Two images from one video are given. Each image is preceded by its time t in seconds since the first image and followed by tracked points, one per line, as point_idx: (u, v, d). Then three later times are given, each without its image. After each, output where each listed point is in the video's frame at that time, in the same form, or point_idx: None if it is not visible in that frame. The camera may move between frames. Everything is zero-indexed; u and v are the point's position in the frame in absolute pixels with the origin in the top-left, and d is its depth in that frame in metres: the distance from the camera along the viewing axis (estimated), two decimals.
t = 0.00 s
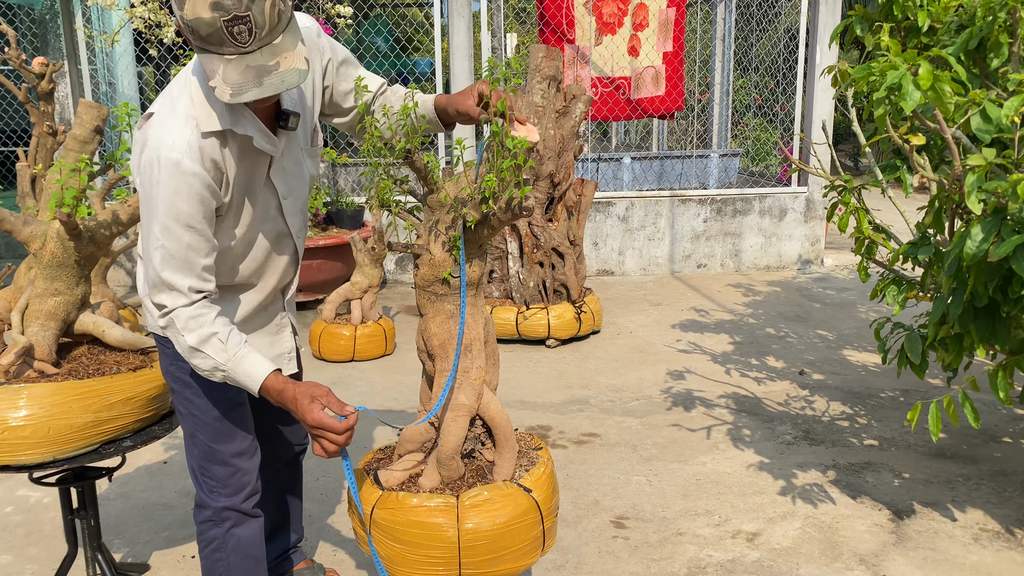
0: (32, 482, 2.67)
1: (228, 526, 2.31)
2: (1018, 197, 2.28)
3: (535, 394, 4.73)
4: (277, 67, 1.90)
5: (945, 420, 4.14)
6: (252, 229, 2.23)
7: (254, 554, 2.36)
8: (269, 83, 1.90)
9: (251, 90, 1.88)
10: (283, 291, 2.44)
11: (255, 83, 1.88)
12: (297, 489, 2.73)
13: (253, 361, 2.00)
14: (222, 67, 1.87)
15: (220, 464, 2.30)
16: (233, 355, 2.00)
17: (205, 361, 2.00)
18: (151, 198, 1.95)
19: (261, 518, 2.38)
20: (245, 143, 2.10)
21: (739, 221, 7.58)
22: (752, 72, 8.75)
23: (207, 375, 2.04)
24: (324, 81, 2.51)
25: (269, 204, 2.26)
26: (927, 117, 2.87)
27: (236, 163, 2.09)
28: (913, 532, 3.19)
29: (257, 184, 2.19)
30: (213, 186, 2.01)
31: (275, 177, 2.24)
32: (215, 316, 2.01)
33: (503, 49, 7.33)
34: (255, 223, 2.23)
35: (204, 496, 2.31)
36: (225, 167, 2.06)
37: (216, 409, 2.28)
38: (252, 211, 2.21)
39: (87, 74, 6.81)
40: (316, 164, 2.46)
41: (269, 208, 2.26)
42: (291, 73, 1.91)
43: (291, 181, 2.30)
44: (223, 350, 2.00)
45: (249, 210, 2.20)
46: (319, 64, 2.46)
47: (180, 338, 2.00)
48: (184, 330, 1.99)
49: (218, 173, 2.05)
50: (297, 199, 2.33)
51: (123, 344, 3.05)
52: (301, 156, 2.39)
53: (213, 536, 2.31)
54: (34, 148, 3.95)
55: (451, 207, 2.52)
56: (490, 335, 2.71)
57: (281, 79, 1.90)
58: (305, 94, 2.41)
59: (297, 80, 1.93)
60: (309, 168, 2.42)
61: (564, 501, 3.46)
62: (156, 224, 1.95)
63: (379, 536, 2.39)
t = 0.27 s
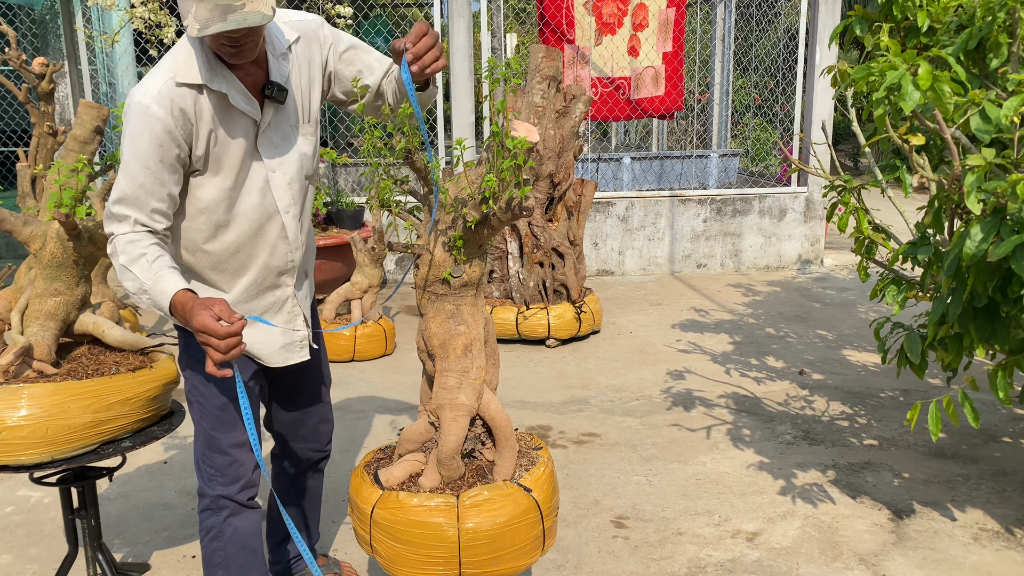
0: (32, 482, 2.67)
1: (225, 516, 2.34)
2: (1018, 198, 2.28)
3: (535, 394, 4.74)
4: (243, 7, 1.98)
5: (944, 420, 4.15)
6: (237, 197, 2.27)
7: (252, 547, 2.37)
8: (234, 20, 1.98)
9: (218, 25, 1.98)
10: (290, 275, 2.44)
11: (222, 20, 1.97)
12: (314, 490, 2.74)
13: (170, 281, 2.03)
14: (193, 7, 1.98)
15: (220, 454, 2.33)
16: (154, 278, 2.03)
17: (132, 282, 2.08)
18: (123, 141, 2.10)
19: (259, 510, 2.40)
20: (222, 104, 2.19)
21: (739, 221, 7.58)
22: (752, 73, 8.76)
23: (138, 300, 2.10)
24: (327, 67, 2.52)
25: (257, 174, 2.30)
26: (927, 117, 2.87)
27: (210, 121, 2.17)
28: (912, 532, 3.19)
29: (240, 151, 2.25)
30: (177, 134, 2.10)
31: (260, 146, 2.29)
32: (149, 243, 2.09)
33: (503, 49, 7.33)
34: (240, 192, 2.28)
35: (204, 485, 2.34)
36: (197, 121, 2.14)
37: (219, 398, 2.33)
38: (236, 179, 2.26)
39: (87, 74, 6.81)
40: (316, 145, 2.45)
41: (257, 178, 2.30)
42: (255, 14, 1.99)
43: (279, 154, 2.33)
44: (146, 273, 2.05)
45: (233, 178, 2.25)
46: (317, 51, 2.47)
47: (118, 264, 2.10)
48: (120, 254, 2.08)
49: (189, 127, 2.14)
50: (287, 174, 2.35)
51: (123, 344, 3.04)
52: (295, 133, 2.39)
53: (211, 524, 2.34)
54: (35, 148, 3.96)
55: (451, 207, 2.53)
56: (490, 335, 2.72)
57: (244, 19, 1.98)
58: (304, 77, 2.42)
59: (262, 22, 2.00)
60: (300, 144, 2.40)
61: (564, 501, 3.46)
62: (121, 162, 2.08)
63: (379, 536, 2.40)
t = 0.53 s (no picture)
0: (32, 482, 2.68)
1: (235, 497, 2.36)
2: (1017, 198, 2.28)
3: (535, 394, 4.74)
4: None
5: (944, 420, 4.15)
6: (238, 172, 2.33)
7: (257, 531, 2.37)
8: (262, 10, 2.09)
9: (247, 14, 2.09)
10: (301, 250, 2.46)
11: (250, 9, 2.08)
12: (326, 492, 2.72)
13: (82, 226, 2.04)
14: None
15: (232, 435, 2.37)
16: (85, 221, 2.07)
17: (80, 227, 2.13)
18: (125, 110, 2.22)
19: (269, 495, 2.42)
20: (222, 81, 2.28)
21: (739, 221, 7.59)
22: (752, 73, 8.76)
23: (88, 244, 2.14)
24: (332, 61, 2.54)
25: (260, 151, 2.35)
26: (926, 117, 2.87)
27: (208, 96, 2.26)
28: (912, 532, 3.20)
29: (240, 128, 2.33)
30: (172, 104, 2.21)
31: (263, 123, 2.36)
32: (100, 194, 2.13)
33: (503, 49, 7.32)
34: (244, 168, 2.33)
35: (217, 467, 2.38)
36: (193, 94, 2.24)
37: (232, 381, 2.38)
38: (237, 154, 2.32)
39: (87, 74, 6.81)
40: (321, 126, 2.46)
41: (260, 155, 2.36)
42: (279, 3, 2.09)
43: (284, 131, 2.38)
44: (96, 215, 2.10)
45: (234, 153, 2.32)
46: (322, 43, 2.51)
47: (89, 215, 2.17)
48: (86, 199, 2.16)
49: (183, 97, 2.23)
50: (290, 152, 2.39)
51: (121, 345, 3.04)
52: (299, 114, 2.42)
53: (221, 504, 2.37)
54: (34, 148, 3.96)
55: (451, 208, 2.53)
56: (490, 335, 2.72)
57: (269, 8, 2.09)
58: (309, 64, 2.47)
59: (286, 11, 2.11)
60: (303, 127, 2.42)
61: (564, 501, 3.46)
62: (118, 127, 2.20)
63: (379, 536, 2.40)
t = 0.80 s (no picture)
0: (33, 482, 2.68)
1: (233, 490, 2.39)
2: (1017, 198, 2.28)
3: (535, 394, 4.74)
4: None
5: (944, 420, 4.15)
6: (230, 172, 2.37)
7: (252, 522, 2.41)
8: (250, 10, 2.11)
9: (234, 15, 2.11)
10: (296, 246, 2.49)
11: (238, 10, 2.10)
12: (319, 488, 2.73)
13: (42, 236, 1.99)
14: None
15: (231, 429, 2.40)
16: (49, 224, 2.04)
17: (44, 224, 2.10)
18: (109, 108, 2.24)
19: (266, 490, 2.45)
20: (211, 83, 2.31)
21: (739, 221, 7.59)
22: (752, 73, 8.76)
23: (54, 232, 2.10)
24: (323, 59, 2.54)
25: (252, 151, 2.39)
26: (926, 118, 2.87)
27: (196, 97, 2.29)
28: (912, 532, 3.20)
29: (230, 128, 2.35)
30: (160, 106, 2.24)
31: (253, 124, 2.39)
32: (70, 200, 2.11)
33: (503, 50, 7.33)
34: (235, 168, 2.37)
35: (217, 460, 2.41)
36: (181, 95, 2.26)
37: (232, 376, 2.41)
38: (228, 154, 2.36)
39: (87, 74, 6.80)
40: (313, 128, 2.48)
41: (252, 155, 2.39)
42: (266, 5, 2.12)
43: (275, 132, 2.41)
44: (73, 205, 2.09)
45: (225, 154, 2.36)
46: (311, 41, 2.52)
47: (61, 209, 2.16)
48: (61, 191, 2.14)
49: (171, 98, 2.26)
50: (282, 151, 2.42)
51: (121, 345, 3.05)
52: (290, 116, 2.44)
53: (220, 495, 2.41)
54: (35, 148, 3.95)
55: (451, 209, 2.53)
56: (490, 335, 2.72)
57: (258, 8, 2.11)
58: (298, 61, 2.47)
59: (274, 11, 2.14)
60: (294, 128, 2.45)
61: (564, 501, 3.47)
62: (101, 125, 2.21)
63: (380, 536, 2.40)
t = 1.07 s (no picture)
0: (33, 482, 2.68)
1: (219, 488, 2.47)
2: (1018, 198, 2.28)
3: (535, 394, 4.74)
4: (222, 22, 2.07)
5: (944, 420, 4.15)
6: (206, 191, 2.38)
7: (241, 519, 2.49)
8: (216, 35, 2.07)
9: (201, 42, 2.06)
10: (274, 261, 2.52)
11: (204, 36, 2.06)
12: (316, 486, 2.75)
13: (149, 266, 2.21)
14: (173, 25, 2.05)
15: (214, 430, 2.47)
16: (138, 261, 2.22)
17: (116, 266, 2.24)
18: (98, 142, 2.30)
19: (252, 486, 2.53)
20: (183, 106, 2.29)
21: (739, 221, 7.59)
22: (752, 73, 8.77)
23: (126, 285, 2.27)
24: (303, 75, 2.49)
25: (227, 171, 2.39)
26: (926, 118, 2.87)
27: (170, 120, 2.29)
28: (912, 532, 3.20)
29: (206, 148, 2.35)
30: (135, 131, 2.26)
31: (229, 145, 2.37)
32: (133, 233, 2.29)
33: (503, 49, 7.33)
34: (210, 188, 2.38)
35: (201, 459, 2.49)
36: (154, 119, 2.27)
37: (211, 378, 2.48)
38: (204, 174, 2.37)
39: (88, 74, 6.80)
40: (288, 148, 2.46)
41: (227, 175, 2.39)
42: (234, 27, 2.08)
43: (249, 152, 2.40)
44: (131, 256, 2.24)
45: (202, 174, 2.37)
46: (291, 56, 2.46)
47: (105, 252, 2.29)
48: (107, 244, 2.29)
49: (146, 123, 2.27)
50: (256, 171, 2.42)
51: (121, 346, 3.04)
52: (266, 134, 2.43)
53: (207, 493, 2.48)
54: (34, 149, 3.95)
55: (452, 209, 2.53)
56: (490, 335, 2.72)
57: (227, 33, 2.08)
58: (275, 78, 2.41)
59: (242, 34, 2.10)
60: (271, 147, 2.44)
61: (564, 501, 3.47)
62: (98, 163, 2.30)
63: (380, 536, 2.40)
